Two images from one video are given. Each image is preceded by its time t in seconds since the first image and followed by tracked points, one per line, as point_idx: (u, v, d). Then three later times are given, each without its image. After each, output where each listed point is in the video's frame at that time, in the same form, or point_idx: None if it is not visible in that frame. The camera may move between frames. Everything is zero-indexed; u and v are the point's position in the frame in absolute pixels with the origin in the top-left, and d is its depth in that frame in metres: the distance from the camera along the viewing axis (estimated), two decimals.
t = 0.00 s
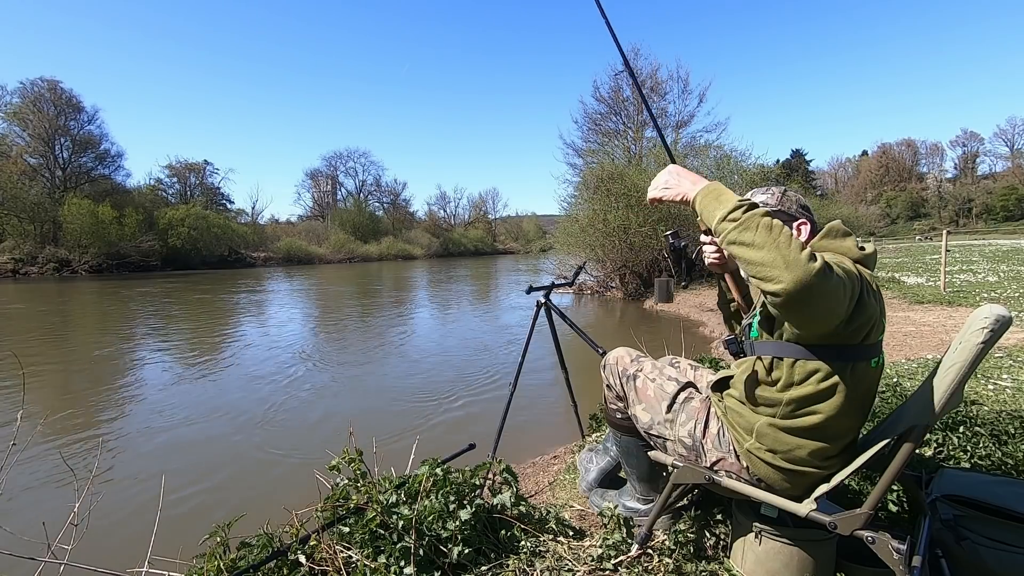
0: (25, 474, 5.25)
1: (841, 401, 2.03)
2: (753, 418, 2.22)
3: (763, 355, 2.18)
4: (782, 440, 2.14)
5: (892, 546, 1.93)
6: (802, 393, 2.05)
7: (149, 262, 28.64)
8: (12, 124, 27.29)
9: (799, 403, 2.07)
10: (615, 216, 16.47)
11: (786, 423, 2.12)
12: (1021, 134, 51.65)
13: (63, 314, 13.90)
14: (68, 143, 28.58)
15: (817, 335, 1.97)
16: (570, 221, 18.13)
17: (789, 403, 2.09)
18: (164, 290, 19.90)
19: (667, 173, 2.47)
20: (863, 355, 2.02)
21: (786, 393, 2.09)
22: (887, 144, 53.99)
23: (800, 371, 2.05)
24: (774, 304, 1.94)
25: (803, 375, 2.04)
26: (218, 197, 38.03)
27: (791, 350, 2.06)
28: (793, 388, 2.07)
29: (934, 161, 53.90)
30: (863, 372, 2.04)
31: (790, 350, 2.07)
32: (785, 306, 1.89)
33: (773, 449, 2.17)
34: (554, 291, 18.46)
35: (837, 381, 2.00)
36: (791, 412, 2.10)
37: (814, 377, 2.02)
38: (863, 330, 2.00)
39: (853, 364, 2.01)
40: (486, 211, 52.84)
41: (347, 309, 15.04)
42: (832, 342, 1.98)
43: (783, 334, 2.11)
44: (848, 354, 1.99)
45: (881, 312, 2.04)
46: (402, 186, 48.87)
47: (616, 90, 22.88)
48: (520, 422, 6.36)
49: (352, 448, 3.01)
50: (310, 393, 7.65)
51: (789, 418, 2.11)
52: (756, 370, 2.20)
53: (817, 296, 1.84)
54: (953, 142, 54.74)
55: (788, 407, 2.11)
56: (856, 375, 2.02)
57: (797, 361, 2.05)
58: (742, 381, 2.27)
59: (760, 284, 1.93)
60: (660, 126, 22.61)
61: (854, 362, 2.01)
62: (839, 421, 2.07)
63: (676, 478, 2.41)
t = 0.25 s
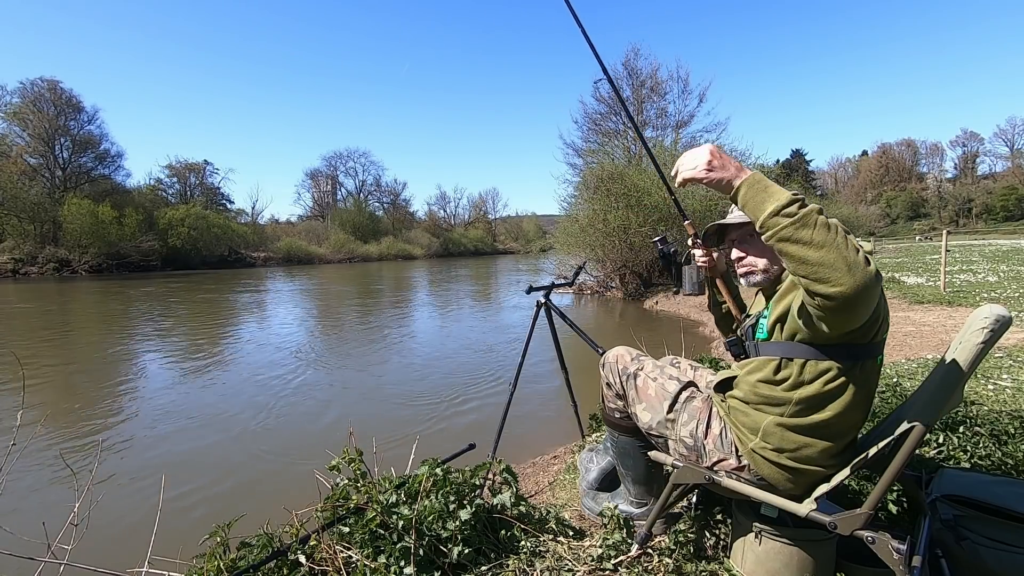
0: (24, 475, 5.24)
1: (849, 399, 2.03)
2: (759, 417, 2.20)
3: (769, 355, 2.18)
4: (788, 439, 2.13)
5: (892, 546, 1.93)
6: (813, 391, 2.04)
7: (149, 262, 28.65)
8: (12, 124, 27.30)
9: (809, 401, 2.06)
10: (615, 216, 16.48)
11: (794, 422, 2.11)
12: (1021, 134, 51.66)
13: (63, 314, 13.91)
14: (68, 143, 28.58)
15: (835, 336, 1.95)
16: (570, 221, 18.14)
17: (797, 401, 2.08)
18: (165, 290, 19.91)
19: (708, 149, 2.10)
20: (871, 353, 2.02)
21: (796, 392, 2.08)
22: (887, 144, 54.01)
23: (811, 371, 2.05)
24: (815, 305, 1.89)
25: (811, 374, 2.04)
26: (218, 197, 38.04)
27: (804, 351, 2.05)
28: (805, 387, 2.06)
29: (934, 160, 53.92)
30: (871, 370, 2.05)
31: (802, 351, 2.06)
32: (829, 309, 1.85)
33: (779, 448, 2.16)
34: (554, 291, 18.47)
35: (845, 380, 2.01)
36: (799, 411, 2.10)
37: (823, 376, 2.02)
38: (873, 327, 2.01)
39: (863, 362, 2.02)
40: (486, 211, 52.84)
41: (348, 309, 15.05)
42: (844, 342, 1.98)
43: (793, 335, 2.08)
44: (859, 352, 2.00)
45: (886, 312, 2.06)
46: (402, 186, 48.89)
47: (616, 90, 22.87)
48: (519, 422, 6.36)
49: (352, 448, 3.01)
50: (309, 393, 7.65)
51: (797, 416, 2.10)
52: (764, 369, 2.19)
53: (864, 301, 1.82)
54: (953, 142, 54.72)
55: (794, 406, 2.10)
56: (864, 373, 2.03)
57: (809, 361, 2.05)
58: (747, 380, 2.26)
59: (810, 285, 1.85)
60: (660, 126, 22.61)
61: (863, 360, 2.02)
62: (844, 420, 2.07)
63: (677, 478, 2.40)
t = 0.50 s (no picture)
0: (24, 474, 5.25)
1: (852, 398, 2.03)
2: (760, 417, 2.20)
3: (772, 355, 2.17)
4: (789, 439, 2.13)
5: (891, 546, 1.93)
6: (816, 391, 2.04)
7: (149, 262, 28.65)
8: (12, 124, 27.32)
9: (812, 401, 2.06)
10: (615, 216, 16.48)
11: (796, 422, 2.11)
12: (1021, 134, 51.68)
13: (63, 314, 13.91)
14: (68, 143, 28.58)
15: (844, 336, 1.94)
16: (570, 221, 18.14)
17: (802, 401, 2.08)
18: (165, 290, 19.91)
19: (741, 140, 1.97)
20: (874, 353, 2.02)
21: (798, 391, 2.08)
22: (887, 144, 54.01)
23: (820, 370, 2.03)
24: (838, 304, 1.86)
25: (816, 373, 2.04)
26: (218, 197, 38.05)
27: (808, 351, 2.04)
28: (811, 387, 2.05)
29: (934, 160, 53.92)
30: (874, 370, 2.05)
31: (807, 351, 2.05)
32: (854, 308, 1.83)
33: (780, 448, 2.15)
34: (554, 291, 18.48)
35: (848, 380, 2.00)
36: (802, 412, 2.09)
37: (827, 376, 2.02)
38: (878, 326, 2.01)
39: (866, 361, 2.02)
40: (486, 211, 52.84)
41: (347, 309, 15.05)
42: (849, 341, 1.98)
43: (798, 335, 2.07)
44: (863, 351, 2.00)
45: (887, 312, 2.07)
46: (402, 186, 48.89)
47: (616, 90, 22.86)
48: (520, 422, 6.35)
49: (352, 448, 3.01)
50: (309, 393, 7.65)
51: (799, 416, 2.10)
52: (766, 369, 2.19)
53: (889, 301, 1.81)
54: (954, 142, 54.71)
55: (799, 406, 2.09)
56: (867, 373, 2.03)
57: (813, 361, 2.04)
58: (749, 381, 2.26)
59: (840, 283, 1.81)
60: (660, 126, 22.61)
61: (866, 359, 2.02)
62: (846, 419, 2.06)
63: (676, 478, 2.40)
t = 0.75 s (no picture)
0: (24, 475, 5.24)
1: (853, 399, 2.03)
2: (761, 418, 2.20)
3: (772, 357, 2.17)
4: (790, 440, 2.13)
5: (892, 546, 1.93)
6: (816, 393, 2.04)
7: (149, 262, 28.65)
8: (12, 124, 27.34)
9: (812, 402, 2.06)
10: (615, 216, 16.48)
11: (796, 423, 2.11)
12: (1021, 134, 51.71)
13: (63, 314, 13.91)
14: (68, 143, 28.58)
15: (845, 338, 1.94)
16: (570, 221, 18.14)
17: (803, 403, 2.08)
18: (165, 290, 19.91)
19: (744, 144, 1.90)
20: (875, 353, 2.02)
21: (799, 392, 2.08)
22: (887, 144, 54.01)
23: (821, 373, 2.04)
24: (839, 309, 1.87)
25: (815, 376, 2.04)
26: (218, 197, 38.04)
27: (809, 352, 2.05)
28: (811, 389, 2.05)
29: (934, 160, 53.93)
30: (875, 371, 2.05)
31: (808, 353, 2.05)
32: (854, 314, 1.83)
33: (780, 448, 2.16)
34: (554, 291, 18.48)
35: (849, 381, 2.00)
36: (802, 412, 2.09)
37: (827, 378, 2.02)
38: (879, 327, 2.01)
39: (866, 362, 2.02)
40: (486, 211, 52.84)
41: (347, 309, 15.06)
42: (849, 343, 1.98)
43: (799, 337, 2.08)
44: (863, 353, 2.00)
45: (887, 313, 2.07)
46: (402, 186, 48.90)
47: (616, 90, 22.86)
48: (520, 422, 6.36)
49: (352, 448, 3.01)
50: (310, 393, 7.65)
51: (800, 417, 2.10)
52: (766, 370, 2.19)
53: (890, 308, 1.81)
54: (954, 142, 54.72)
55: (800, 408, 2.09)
56: (867, 374, 2.03)
57: (814, 363, 2.04)
58: (749, 383, 2.26)
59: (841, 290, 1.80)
60: (660, 126, 22.60)
61: (867, 360, 2.02)
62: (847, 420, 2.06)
63: (676, 478, 2.40)
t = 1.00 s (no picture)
0: (24, 474, 5.24)
1: (852, 399, 2.03)
2: (760, 418, 2.20)
3: (771, 357, 2.17)
4: (789, 440, 2.13)
5: (892, 546, 1.93)
6: (815, 393, 2.04)
7: (149, 262, 28.64)
8: (12, 124, 27.35)
9: (812, 402, 2.06)
10: (615, 216, 16.49)
11: (796, 423, 2.10)
12: (1021, 134, 51.73)
13: (63, 314, 13.89)
14: (68, 143, 28.58)
15: (842, 338, 1.94)
16: (570, 221, 18.15)
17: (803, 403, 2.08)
18: (165, 290, 19.91)
19: (744, 142, 1.87)
20: (874, 353, 2.02)
21: (798, 393, 2.08)
22: (887, 145, 53.99)
23: (819, 373, 2.03)
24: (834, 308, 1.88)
25: (814, 376, 2.04)
26: (218, 197, 38.05)
27: (808, 352, 2.04)
28: (809, 389, 2.05)
29: (934, 161, 53.94)
30: (874, 370, 2.06)
31: (807, 353, 2.05)
32: (852, 313, 1.83)
33: (780, 448, 2.16)
34: (554, 291, 18.48)
35: (848, 380, 2.00)
36: (802, 412, 2.09)
37: (826, 378, 2.02)
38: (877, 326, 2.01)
39: (866, 361, 2.02)
40: (486, 211, 52.84)
41: (348, 309, 15.07)
42: (847, 342, 1.97)
43: (798, 337, 2.07)
44: (863, 352, 1.99)
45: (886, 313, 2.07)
46: (402, 186, 48.90)
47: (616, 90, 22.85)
48: (520, 422, 6.35)
49: (352, 448, 3.01)
50: (309, 393, 7.65)
51: (799, 417, 2.10)
52: (767, 371, 2.19)
53: (885, 307, 1.82)
54: (953, 142, 54.72)
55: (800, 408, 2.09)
56: (867, 373, 2.03)
57: (813, 362, 2.05)
58: (748, 383, 2.26)
59: (838, 289, 1.80)
60: (660, 126, 22.60)
61: (866, 359, 2.02)
62: (845, 419, 2.07)
63: (676, 479, 2.40)
